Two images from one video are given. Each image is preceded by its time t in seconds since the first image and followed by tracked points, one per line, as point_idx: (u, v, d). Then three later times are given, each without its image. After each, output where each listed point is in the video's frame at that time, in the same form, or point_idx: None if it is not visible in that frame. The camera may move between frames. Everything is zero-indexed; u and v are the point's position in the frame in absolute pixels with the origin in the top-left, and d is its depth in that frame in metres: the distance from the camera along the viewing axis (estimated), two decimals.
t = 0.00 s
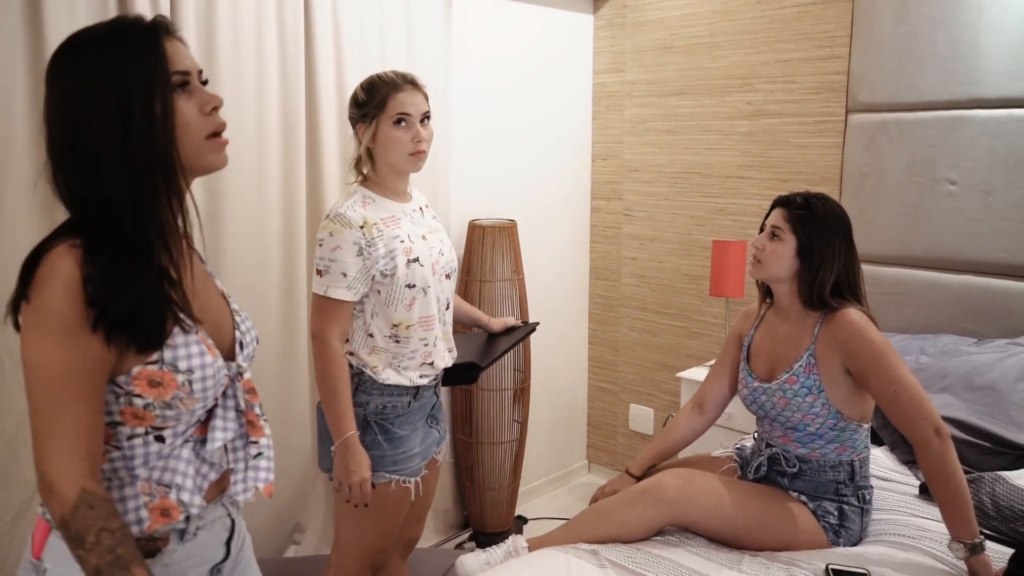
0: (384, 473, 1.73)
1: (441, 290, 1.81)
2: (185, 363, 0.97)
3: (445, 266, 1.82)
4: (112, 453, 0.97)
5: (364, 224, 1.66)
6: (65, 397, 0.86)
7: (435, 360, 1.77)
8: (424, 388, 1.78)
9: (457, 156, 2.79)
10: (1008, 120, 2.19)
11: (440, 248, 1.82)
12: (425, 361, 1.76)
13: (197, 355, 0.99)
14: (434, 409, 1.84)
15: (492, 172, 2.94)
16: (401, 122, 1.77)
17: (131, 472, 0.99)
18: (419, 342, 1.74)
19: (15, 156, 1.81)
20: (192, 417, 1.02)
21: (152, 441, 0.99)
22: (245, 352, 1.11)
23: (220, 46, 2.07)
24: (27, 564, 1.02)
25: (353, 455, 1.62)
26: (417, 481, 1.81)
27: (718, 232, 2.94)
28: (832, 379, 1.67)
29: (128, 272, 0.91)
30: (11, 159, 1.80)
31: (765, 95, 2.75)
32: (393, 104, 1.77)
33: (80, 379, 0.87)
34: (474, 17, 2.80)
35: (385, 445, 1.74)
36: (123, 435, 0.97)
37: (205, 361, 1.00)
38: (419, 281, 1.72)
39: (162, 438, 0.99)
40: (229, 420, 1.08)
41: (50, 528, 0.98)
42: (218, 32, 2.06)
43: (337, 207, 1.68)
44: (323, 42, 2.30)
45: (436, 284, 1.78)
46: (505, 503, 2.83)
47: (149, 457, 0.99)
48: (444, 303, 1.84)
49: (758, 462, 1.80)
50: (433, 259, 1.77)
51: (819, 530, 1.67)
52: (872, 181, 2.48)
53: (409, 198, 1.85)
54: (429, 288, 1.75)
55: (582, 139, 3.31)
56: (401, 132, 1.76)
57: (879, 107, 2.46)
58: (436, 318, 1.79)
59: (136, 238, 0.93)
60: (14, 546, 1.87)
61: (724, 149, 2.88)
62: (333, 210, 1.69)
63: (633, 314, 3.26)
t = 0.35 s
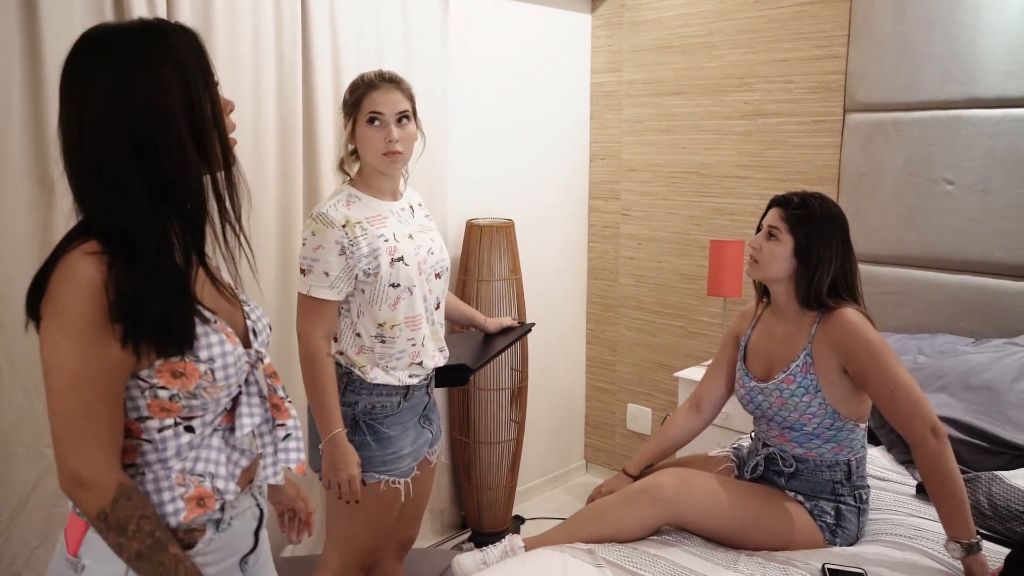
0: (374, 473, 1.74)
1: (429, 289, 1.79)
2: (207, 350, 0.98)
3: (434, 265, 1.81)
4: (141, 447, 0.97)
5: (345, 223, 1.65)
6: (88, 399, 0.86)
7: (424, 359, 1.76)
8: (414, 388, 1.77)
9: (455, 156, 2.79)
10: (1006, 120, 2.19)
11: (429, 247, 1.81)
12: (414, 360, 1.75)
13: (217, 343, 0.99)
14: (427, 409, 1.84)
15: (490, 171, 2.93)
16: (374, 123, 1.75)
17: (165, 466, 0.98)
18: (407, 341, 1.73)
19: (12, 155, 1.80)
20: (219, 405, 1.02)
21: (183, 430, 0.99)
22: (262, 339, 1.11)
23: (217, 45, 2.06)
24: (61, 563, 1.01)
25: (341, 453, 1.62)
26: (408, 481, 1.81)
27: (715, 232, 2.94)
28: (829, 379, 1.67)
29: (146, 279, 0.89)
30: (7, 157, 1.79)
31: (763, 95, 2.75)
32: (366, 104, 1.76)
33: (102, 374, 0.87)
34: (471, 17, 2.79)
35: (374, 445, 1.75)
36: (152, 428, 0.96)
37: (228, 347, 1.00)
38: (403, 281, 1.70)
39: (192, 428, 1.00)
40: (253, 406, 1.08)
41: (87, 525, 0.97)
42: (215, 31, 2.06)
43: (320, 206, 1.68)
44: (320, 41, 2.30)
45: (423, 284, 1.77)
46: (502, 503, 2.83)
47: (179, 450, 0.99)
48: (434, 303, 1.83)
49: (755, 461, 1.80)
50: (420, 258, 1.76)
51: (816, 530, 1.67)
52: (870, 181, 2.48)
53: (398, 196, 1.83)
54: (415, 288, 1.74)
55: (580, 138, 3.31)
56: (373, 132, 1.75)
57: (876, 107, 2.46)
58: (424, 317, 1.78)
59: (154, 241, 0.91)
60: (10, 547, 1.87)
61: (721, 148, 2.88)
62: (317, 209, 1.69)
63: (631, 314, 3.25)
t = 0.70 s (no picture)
0: (364, 472, 1.74)
1: (420, 288, 1.78)
2: (215, 343, 0.98)
3: (426, 265, 1.80)
4: (150, 438, 0.96)
5: (334, 219, 1.65)
6: (94, 393, 0.86)
7: (414, 359, 1.75)
8: (406, 387, 1.75)
9: (453, 155, 2.79)
10: (1004, 120, 2.19)
11: (422, 247, 1.80)
12: (404, 360, 1.74)
13: (223, 338, 0.99)
14: (422, 408, 1.82)
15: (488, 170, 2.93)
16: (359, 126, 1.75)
17: (173, 456, 0.98)
18: (395, 340, 1.72)
19: (10, 153, 1.80)
20: (227, 398, 1.02)
21: (191, 421, 0.98)
22: (274, 337, 1.11)
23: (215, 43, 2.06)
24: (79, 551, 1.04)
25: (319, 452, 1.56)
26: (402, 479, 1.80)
27: (713, 232, 2.94)
28: (827, 379, 1.67)
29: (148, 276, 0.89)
30: (5, 155, 1.79)
31: (761, 94, 2.75)
32: (352, 109, 1.77)
33: (112, 364, 0.87)
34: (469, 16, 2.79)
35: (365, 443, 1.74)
36: (162, 419, 0.96)
37: (235, 342, 1.00)
38: (392, 279, 1.70)
39: (200, 420, 0.99)
40: (262, 400, 1.06)
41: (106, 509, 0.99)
42: (213, 30, 2.05)
43: (311, 202, 1.68)
44: (318, 39, 2.29)
45: (413, 283, 1.75)
46: (500, 502, 2.83)
47: (189, 441, 0.99)
48: (426, 302, 1.82)
49: (752, 461, 1.80)
50: (411, 257, 1.75)
51: (813, 530, 1.67)
52: (868, 181, 2.48)
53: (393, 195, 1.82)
54: (404, 286, 1.73)
55: (578, 138, 3.31)
56: (359, 135, 1.75)
57: (874, 106, 2.46)
58: (414, 316, 1.77)
59: (158, 240, 0.91)
60: (6, 546, 1.86)
61: (719, 148, 2.88)
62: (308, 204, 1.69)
63: (629, 313, 3.25)
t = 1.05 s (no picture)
0: (350, 472, 1.75)
1: (409, 292, 1.78)
2: (158, 346, 0.97)
3: (416, 270, 1.80)
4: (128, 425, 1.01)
5: (324, 219, 1.68)
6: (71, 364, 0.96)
7: (396, 362, 1.75)
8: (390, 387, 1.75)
9: (453, 156, 2.79)
10: (1002, 120, 2.20)
11: (414, 251, 1.81)
12: (386, 363, 1.74)
13: (167, 341, 0.98)
14: (411, 408, 1.82)
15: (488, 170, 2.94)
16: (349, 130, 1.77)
17: (141, 447, 1.00)
18: (379, 342, 1.73)
19: (9, 152, 1.80)
20: (188, 400, 1.01)
21: (154, 420, 1.00)
22: (263, 350, 1.05)
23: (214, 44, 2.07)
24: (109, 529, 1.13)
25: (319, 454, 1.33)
26: (390, 478, 1.81)
27: (712, 232, 2.94)
28: (825, 378, 1.67)
29: (111, 260, 0.97)
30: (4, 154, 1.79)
31: (760, 94, 2.75)
32: (343, 112, 1.78)
33: (85, 347, 0.96)
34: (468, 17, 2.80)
35: (349, 442, 1.75)
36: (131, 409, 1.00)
37: (180, 347, 0.98)
38: (377, 282, 1.70)
39: (163, 417, 1.00)
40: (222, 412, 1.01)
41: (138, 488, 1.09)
42: (213, 30, 2.06)
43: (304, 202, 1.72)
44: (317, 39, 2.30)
45: (402, 287, 1.75)
46: (500, 501, 2.83)
47: (153, 435, 1.00)
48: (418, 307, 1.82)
49: (750, 460, 1.80)
50: (400, 261, 1.75)
51: (810, 529, 1.68)
52: (866, 181, 2.48)
53: (389, 197, 1.83)
54: (391, 290, 1.73)
55: (578, 138, 3.31)
56: (348, 138, 1.77)
57: (873, 107, 2.46)
58: (402, 320, 1.77)
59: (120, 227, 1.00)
60: (5, 545, 1.86)
61: (719, 148, 2.89)
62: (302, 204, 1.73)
63: (628, 313, 3.26)
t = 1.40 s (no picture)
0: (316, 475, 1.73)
1: (380, 298, 1.77)
2: (92, 326, 1.03)
3: (388, 275, 1.80)
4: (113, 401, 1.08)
5: (295, 219, 1.69)
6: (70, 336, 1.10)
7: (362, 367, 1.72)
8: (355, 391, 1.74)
9: (452, 156, 2.79)
10: (1001, 121, 2.20)
11: (387, 257, 1.81)
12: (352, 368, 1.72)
13: (96, 322, 1.02)
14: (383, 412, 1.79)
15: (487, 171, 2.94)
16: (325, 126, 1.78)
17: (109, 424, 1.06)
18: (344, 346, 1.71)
19: (7, 153, 1.80)
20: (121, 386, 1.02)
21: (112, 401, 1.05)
22: (178, 349, 0.99)
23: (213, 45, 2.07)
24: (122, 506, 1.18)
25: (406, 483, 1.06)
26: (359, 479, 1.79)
27: (711, 233, 2.94)
28: (825, 380, 1.67)
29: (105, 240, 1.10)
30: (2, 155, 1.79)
31: (760, 95, 2.75)
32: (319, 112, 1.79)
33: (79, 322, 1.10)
34: (467, 18, 2.79)
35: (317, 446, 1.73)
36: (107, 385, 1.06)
37: (101, 330, 1.01)
38: (344, 286, 1.70)
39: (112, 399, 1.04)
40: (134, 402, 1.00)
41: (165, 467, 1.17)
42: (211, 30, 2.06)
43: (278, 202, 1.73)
44: (316, 40, 2.29)
45: (370, 293, 1.74)
46: (499, 501, 2.83)
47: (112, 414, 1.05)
48: (389, 313, 1.82)
49: (749, 462, 1.80)
50: (371, 266, 1.75)
51: (809, 530, 1.67)
52: (865, 182, 2.48)
53: (367, 199, 1.83)
54: (358, 295, 1.72)
55: (577, 139, 3.31)
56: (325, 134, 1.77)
57: (872, 108, 2.46)
58: (370, 325, 1.75)
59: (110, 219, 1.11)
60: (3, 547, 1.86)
61: (718, 149, 2.88)
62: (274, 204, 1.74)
63: (627, 314, 3.26)
